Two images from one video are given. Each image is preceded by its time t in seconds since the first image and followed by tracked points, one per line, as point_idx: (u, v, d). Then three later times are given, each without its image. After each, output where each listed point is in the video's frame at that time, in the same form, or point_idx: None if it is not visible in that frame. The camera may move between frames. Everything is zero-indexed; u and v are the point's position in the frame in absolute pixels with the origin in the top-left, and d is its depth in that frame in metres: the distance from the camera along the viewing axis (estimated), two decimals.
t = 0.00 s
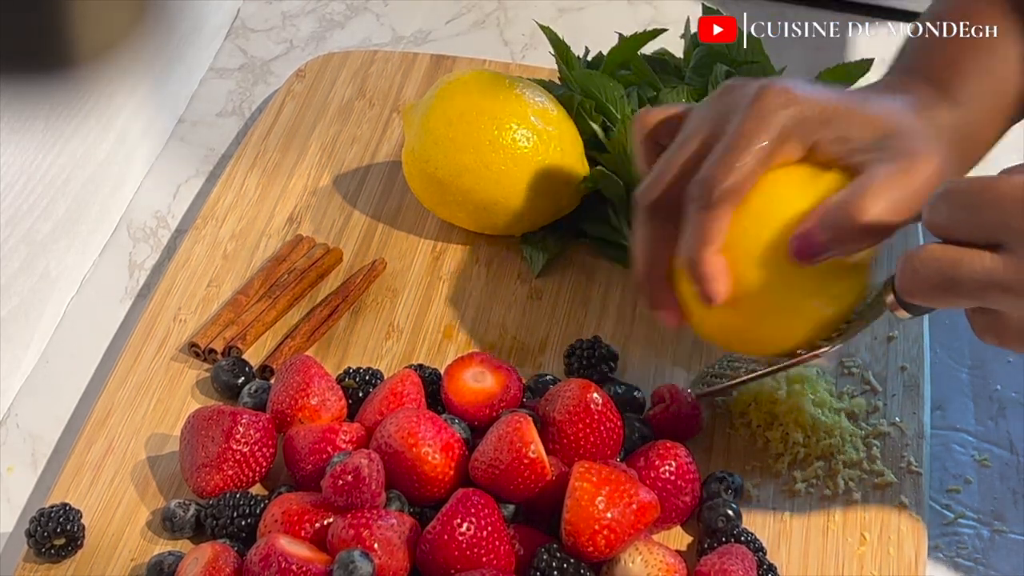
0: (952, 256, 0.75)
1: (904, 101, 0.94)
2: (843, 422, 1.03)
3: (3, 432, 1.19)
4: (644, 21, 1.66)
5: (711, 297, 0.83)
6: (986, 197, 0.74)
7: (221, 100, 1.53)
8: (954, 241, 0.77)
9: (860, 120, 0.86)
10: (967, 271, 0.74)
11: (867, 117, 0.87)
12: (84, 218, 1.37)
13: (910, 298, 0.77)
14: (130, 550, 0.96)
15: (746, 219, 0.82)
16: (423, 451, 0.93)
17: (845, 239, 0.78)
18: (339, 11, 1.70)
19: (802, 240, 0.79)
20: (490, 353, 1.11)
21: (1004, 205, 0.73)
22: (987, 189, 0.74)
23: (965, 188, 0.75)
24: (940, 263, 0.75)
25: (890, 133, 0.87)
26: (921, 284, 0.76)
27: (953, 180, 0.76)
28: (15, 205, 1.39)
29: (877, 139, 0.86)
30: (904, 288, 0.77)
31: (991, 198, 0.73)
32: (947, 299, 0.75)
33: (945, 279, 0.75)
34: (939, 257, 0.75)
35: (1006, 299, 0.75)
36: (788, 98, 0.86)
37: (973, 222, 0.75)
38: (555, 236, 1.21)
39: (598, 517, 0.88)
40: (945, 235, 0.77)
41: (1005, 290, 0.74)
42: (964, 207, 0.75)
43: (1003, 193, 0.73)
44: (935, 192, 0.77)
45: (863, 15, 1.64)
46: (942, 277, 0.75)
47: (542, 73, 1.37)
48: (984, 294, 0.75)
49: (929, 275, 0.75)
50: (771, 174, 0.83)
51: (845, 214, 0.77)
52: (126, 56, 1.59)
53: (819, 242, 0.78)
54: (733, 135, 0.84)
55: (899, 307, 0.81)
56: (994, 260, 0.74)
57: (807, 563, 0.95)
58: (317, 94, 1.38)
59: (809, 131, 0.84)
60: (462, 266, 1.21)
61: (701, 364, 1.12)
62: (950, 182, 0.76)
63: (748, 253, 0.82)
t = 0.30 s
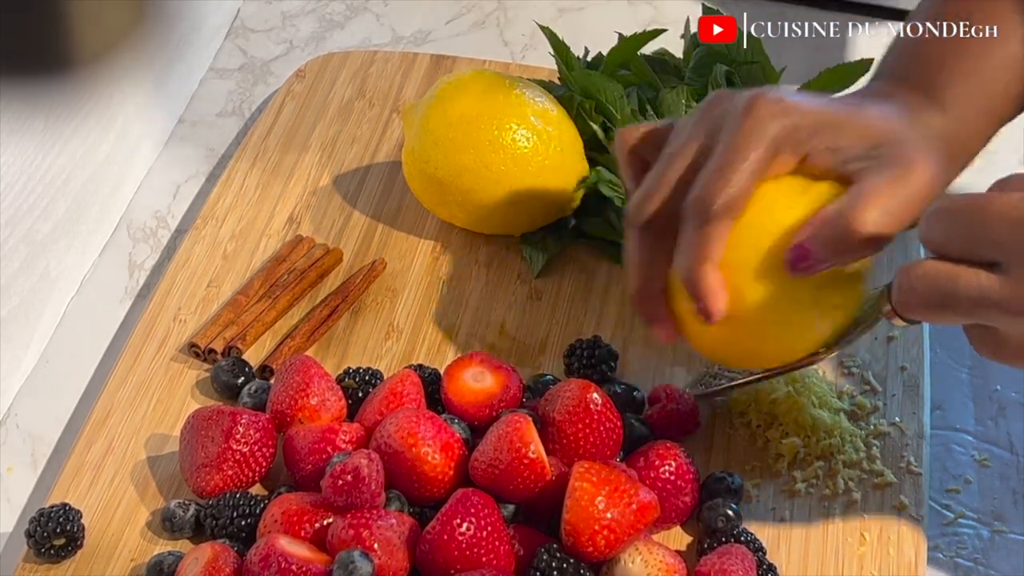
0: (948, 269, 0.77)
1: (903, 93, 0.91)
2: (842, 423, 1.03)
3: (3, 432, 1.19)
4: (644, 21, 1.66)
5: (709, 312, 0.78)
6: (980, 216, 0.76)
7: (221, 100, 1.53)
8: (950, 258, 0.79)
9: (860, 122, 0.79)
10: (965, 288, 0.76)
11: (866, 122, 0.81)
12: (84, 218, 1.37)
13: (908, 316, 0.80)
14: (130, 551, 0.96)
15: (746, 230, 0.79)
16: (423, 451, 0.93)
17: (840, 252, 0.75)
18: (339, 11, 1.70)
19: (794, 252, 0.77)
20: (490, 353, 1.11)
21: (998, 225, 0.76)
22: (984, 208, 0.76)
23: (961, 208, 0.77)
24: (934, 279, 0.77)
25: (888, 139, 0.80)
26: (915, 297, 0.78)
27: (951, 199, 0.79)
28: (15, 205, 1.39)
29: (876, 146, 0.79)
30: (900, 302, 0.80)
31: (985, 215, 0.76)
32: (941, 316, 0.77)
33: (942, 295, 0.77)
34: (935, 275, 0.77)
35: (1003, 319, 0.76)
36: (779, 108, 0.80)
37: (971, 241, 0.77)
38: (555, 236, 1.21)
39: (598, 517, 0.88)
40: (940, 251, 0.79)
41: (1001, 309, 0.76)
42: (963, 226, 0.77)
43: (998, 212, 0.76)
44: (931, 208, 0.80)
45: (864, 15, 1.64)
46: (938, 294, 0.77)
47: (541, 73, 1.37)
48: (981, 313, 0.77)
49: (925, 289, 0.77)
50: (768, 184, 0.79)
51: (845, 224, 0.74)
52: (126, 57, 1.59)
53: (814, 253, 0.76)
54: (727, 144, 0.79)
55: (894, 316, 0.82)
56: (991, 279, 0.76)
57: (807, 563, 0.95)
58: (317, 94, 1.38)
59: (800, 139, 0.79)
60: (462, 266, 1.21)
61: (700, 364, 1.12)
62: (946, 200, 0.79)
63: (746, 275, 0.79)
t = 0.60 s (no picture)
0: (944, 271, 0.76)
1: (921, 75, 0.92)
2: (842, 422, 1.03)
3: (3, 432, 1.19)
4: (644, 21, 1.66)
5: (733, 296, 0.83)
6: (977, 220, 0.75)
7: (221, 100, 1.53)
8: (947, 260, 0.78)
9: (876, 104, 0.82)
10: (959, 289, 0.75)
11: (880, 103, 0.84)
12: (84, 218, 1.37)
13: (902, 317, 0.79)
14: (130, 551, 0.96)
15: (763, 229, 0.82)
16: (423, 451, 0.93)
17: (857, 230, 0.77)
18: (339, 11, 1.70)
19: (814, 231, 0.79)
20: (489, 353, 1.11)
21: (994, 229, 0.75)
22: (980, 211, 0.75)
23: (957, 209, 0.76)
24: (930, 281, 0.76)
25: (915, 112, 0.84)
26: (911, 299, 0.77)
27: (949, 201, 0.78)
28: (15, 205, 1.39)
29: (890, 126, 0.82)
30: (894, 303, 0.79)
31: (981, 220, 0.75)
32: (934, 318, 0.77)
33: (937, 297, 0.76)
34: (930, 277, 0.76)
35: (997, 322, 0.76)
36: (797, 92, 0.83)
37: (967, 244, 0.76)
38: (555, 236, 1.21)
39: (598, 517, 0.88)
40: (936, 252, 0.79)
41: (997, 313, 0.75)
42: (959, 230, 0.76)
43: (995, 217, 0.75)
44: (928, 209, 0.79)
45: (864, 15, 1.64)
46: (932, 296, 0.76)
47: (541, 73, 1.37)
48: (976, 315, 0.76)
49: (921, 292, 0.76)
50: (790, 177, 0.82)
51: (860, 201, 0.76)
52: (126, 57, 1.59)
53: (833, 232, 0.78)
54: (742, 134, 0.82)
55: (890, 320, 0.81)
56: (986, 283, 0.75)
57: (807, 564, 0.95)
58: (317, 94, 1.38)
59: (817, 122, 0.82)
60: (462, 266, 1.21)
61: (700, 364, 1.12)
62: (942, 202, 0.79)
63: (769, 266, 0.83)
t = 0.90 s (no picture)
0: (958, 280, 0.76)
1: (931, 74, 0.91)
2: (843, 422, 1.03)
3: (3, 432, 1.19)
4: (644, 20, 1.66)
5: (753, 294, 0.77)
6: (989, 226, 0.76)
7: (221, 100, 1.53)
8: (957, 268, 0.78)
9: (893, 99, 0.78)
10: (971, 298, 0.75)
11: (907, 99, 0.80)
12: (84, 218, 1.37)
13: (914, 325, 0.78)
14: (130, 551, 0.96)
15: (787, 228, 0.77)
16: (423, 451, 0.93)
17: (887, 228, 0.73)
18: (339, 11, 1.70)
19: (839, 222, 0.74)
20: (489, 353, 1.11)
21: (1005, 235, 0.75)
22: (993, 219, 0.76)
23: (968, 218, 0.77)
24: (941, 288, 0.76)
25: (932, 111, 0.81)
26: (924, 307, 0.76)
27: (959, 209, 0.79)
28: (15, 204, 1.39)
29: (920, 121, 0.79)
30: (908, 313, 0.78)
31: (993, 226, 0.76)
32: (948, 325, 0.76)
33: (949, 305, 0.76)
34: (943, 284, 0.76)
35: (1009, 331, 0.75)
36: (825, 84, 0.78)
37: (979, 252, 0.77)
38: (555, 236, 1.21)
39: (598, 517, 0.88)
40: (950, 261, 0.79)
41: (1009, 320, 0.75)
42: (971, 237, 0.77)
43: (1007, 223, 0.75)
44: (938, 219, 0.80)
45: (864, 15, 1.64)
46: (944, 303, 0.75)
47: (541, 73, 1.37)
48: (986, 324, 0.76)
49: (935, 299, 0.76)
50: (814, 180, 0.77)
51: (891, 197, 0.72)
52: (126, 57, 1.59)
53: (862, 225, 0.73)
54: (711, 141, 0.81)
55: (900, 327, 0.81)
56: (998, 291, 0.75)
57: (807, 564, 0.95)
58: (317, 94, 1.38)
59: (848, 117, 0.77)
60: (462, 266, 1.21)
61: (701, 364, 1.12)
62: (954, 212, 0.79)
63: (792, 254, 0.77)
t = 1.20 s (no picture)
0: (949, 267, 0.77)
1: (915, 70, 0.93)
2: (843, 422, 1.03)
3: (3, 432, 1.19)
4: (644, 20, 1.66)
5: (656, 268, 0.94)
6: (980, 214, 0.76)
7: (221, 100, 1.53)
8: (952, 255, 0.79)
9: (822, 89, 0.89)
10: (963, 286, 0.76)
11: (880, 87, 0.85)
12: (84, 218, 1.37)
13: (909, 314, 0.80)
14: (130, 551, 0.96)
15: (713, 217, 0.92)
16: (423, 451, 0.93)
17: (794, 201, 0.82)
18: (339, 11, 1.70)
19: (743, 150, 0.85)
20: (489, 353, 1.11)
21: (996, 221, 0.75)
22: (984, 205, 0.76)
23: (960, 205, 0.77)
24: (933, 278, 0.77)
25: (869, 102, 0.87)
26: (918, 299, 0.79)
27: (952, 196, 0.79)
28: (15, 204, 1.39)
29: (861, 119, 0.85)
30: (902, 304, 0.80)
31: (986, 214, 0.76)
32: (941, 315, 0.78)
33: (941, 293, 0.77)
34: (935, 275, 0.77)
35: (1006, 316, 0.76)
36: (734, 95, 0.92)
37: (973, 239, 0.77)
38: (555, 235, 1.21)
39: (598, 516, 0.88)
40: (945, 248, 0.80)
41: (1003, 306, 0.75)
42: (963, 225, 0.77)
43: (996, 209, 0.75)
44: (933, 204, 0.80)
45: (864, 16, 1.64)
46: (936, 291, 0.77)
47: (542, 73, 1.37)
48: (982, 311, 0.76)
49: (928, 290, 0.78)
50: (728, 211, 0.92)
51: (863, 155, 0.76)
52: (126, 57, 1.59)
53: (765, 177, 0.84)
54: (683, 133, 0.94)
55: (888, 311, 0.83)
56: (991, 276, 0.76)
57: (807, 564, 0.95)
58: (317, 94, 1.38)
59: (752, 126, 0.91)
60: (462, 267, 1.21)
61: (701, 364, 1.12)
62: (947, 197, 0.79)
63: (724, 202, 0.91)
